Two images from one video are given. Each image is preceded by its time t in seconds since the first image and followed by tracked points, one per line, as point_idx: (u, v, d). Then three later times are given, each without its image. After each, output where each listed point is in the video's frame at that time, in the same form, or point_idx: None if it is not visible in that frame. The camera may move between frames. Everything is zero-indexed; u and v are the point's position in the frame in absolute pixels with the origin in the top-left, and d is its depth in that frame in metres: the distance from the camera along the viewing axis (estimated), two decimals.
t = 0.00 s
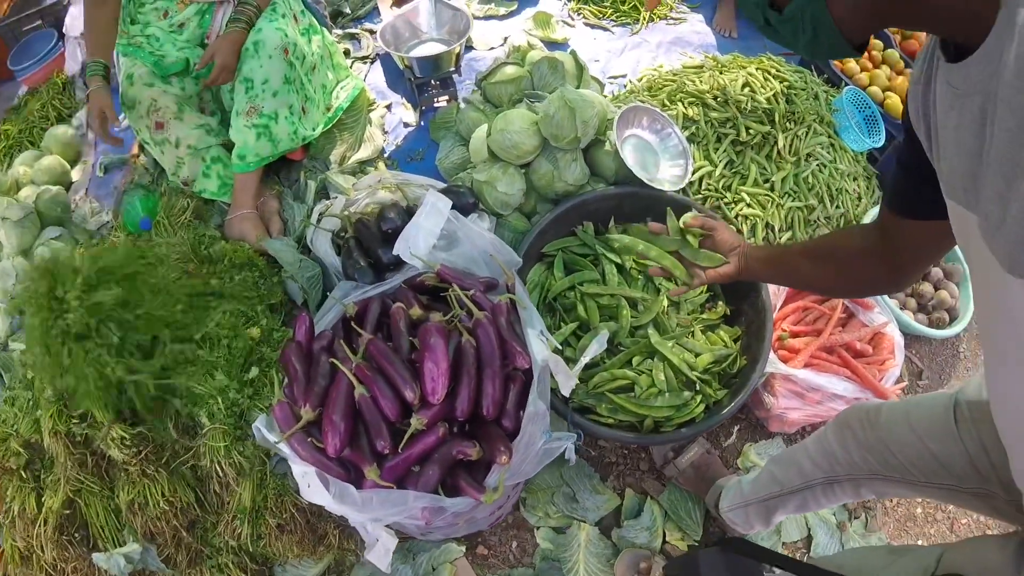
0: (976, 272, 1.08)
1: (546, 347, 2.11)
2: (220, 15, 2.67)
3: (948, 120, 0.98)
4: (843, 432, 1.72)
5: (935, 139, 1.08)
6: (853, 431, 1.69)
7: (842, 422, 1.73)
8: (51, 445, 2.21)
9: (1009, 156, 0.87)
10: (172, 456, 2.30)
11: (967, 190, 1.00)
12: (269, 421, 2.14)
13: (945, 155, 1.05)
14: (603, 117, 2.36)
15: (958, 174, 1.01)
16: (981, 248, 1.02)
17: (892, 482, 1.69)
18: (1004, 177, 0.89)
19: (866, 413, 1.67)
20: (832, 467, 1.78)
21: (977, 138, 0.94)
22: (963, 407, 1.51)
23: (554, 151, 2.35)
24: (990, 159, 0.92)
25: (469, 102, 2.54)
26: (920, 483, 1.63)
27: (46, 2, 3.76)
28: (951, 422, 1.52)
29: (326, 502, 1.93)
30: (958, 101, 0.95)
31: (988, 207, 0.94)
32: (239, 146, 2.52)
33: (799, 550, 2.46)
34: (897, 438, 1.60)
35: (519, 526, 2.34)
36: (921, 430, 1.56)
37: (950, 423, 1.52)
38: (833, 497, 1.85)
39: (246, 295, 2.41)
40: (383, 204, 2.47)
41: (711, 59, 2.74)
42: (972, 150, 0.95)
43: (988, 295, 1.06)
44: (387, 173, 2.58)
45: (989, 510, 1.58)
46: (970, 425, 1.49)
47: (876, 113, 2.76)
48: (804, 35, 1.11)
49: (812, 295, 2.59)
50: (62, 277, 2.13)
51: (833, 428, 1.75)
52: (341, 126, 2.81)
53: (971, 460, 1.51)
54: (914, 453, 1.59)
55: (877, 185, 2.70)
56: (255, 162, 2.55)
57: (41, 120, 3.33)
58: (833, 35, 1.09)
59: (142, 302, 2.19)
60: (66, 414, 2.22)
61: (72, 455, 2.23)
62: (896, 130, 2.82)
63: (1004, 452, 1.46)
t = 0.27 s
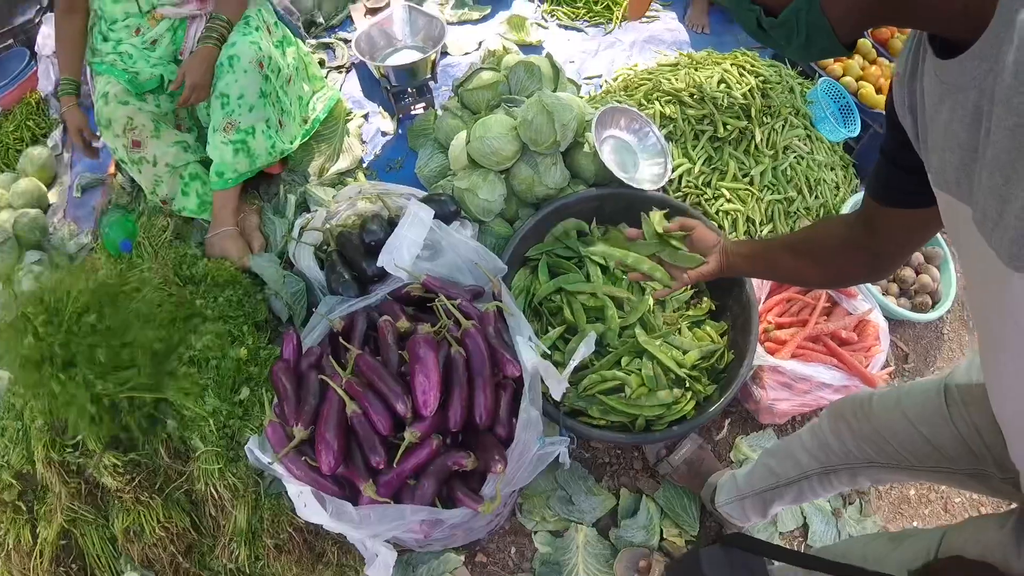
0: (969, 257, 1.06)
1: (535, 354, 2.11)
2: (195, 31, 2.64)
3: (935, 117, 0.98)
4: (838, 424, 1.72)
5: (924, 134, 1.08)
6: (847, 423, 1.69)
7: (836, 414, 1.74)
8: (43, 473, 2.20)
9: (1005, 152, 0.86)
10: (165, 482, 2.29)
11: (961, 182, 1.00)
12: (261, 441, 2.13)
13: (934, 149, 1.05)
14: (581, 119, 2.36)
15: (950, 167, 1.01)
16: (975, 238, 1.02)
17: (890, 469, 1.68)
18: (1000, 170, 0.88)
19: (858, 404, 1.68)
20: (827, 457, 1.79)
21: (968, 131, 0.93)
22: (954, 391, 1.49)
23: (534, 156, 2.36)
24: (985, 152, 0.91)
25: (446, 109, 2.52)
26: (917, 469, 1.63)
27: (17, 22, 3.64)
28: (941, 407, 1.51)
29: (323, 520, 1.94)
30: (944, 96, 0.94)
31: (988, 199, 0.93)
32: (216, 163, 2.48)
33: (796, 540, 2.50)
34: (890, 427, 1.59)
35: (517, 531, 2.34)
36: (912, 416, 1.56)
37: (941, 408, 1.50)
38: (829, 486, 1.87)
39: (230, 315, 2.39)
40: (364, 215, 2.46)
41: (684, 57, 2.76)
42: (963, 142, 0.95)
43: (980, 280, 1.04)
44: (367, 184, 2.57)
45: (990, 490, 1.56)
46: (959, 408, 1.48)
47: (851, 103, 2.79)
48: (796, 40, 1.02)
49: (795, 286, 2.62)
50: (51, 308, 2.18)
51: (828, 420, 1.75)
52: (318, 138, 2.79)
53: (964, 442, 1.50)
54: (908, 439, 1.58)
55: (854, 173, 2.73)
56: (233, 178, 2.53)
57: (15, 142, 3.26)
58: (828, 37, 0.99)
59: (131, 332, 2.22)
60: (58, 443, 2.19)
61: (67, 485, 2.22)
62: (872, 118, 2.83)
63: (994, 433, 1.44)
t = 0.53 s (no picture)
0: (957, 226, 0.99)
1: (517, 366, 2.13)
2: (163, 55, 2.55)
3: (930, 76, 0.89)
4: (827, 422, 1.71)
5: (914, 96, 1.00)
6: (835, 418, 1.69)
7: (824, 411, 1.74)
8: (34, 506, 2.22)
9: (1014, 115, 0.78)
10: (156, 510, 2.34)
11: (958, 146, 0.92)
12: (249, 467, 2.11)
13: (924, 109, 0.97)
14: (551, 129, 2.37)
15: (945, 133, 0.93)
16: (966, 206, 0.95)
17: (881, 461, 1.68)
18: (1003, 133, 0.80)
19: (844, 400, 1.68)
20: (817, 453, 1.78)
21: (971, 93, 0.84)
22: (934, 376, 1.50)
23: (507, 168, 2.37)
24: (989, 113, 0.82)
25: (418, 125, 2.53)
26: (908, 458, 1.62)
27: None
28: (923, 394, 1.51)
29: (315, 542, 1.92)
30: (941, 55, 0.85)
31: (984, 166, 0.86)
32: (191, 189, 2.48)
33: (788, 533, 2.50)
34: (877, 418, 1.60)
35: (509, 543, 2.35)
36: (896, 406, 1.56)
37: (923, 394, 1.51)
38: (821, 481, 1.85)
39: (212, 342, 2.38)
40: (341, 234, 2.46)
41: (650, 60, 2.80)
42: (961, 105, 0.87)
43: (965, 249, 0.99)
44: (342, 203, 2.58)
45: (979, 471, 1.56)
46: (939, 394, 1.49)
47: (816, 97, 2.82)
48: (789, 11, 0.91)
49: (771, 283, 2.65)
50: (37, 342, 2.23)
51: (816, 418, 1.75)
52: (292, 159, 2.79)
53: (947, 427, 1.50)
54: (895, 430, 1.58)
55: (823, 166, 2.78)
56: (209, 204, 2.53)
57: None
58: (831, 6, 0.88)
59: (115, 362, 2.24)
60: (47, 476, 2.22)
61: (58, 517, 2.24)
62: (836, 110, 2.84)
63: (975, 415, 1.44)
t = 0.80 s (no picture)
0: (948, 206, 0.89)
1: (499, 388, 2.15)
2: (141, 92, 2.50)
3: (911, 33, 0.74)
4: (814, 429, 1.62)
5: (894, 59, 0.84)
6: (821, 424, 1.60)
7: (810, 418, 1.64)
8: (28, 549, 2.27)
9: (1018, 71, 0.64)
10: (149, 549, 2.37)
11: (949, 107, 0.77)
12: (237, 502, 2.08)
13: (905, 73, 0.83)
14: (523, 149, 2.39)
15: (932, 97, 0.78)
16: (957, 185, 0.84)
17: (871, 464, 1.60)
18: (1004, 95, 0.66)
19: (829, 404, 1.59)
20: (807, 459, 1.68)
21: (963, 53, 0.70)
22: (913, 371, 1.43)
23: (481, 191, 2.38)
24: (987, 69, 0.68)
25: (391, 152, 2.55)
26: (897, 459, 1.55)
27: None
28: (904, 391, 1.44)
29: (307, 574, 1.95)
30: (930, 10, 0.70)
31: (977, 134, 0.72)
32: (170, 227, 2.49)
33: (783, 538, 2.48)
34: (863, 421, 1.51)
35: (503, 563, 2.32)
36: (880, 405, 1.48)
37: (904, 390, 1.44)
38: (812, 486, 1.76)
39: (197, 378, 2.38)
40: (320, 264, 2.47)
41: (620, 74, 2.88)
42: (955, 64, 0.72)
43: (955, 232, 0.90)
44: (320, 232, 2.59)
45: (967, 460, 1.50)
46: (921, 389, 1.42)
47: (787, 101, 2.91)
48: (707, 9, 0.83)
49: (751, 289, 2.66)
50: (23, 386, 2.23)
51: (802, 424, 1.67)
52: (269, 191, 2.81)
53: (931, 423, 1.44)
54: (881, 431, 1.50)
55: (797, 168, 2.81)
56: (189, 240, 2.54)
57: None
58: None
59: (101, 405, 2.23)
60: (40, 520, 2.24)
61: (52, 559, 2.31)
62: (808, 112, 2.87)
63: (960, 410, 1.38)
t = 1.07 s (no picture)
0: (945, 182, 0.86)
1: (485, 396, 2.14)
2: (122, 108, 2.52)
3: None
4: (805, 434, 1.60)
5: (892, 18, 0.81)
6: (811, 428, 1.59)
7: (800, 422, 1.63)
8: (16, 565, 2.25)
9: None
10: (136, 561, 2.32)
11: (960, 66, 0.74)
12: (224, 515, 2.07)
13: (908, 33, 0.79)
14: (506, 156, 2.38)
15: (940, 50, 0.75)
16: (958, 155, 0.81)
17: (861, 466, 1.58)
18: None
19: (817, 408, 1.58)
20: (797, 463, 1.66)
21: None
22: (899, 371, 1.43)
23: (465, 198, 2.37)
24: (1010, 11, 0.64)
25: (375, 160, 2.55)
26: (886, 459, 1.54)
27: None
28: (887, 390, 1.44)
29: None
30: None
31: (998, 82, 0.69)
32: (154, 240, 2.46)
33: (774, 542, 2.48)
34: (852, 424, 1.50)
35: (492, 572, 2.30)
36: (864, 404, 1.48)
37: (891, 390, 1.44)
38: (804, 490, 1.74)
39: (182, 391, 2.36)
40: (305, 275, 2.47)
41: (604, 79, 2.88)
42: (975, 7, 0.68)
43: (951, 212, 0.87)
44: (306, 243, 2.60)
45: (955, 458, 1.50)
46: (903, 386, 1.42)
47: (771, 103, 2.90)
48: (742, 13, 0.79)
49: (738, 293, 2.66)
50: (9, 403, 2.22)
51: (793, 428, 1.64)
52: (253, 203, 2.81)
53: (915, 421, 1.43)
54: (868, 431, 1.49)
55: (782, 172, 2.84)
56: (173, 253, 2.51)
57: None
58: None
59: (87, 419, 2.22)
60: (27, 534, 2.23)
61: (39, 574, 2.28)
62: (793, 114, 2.91)
63: (945, 406, 1.38)
